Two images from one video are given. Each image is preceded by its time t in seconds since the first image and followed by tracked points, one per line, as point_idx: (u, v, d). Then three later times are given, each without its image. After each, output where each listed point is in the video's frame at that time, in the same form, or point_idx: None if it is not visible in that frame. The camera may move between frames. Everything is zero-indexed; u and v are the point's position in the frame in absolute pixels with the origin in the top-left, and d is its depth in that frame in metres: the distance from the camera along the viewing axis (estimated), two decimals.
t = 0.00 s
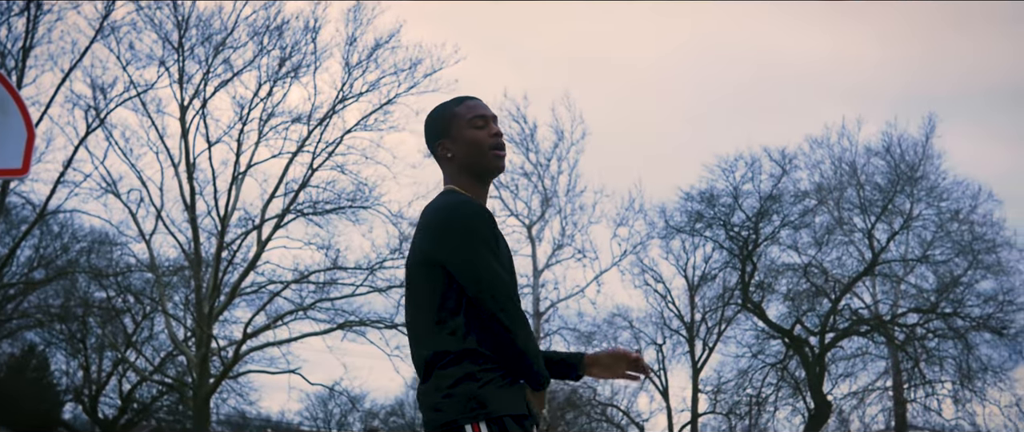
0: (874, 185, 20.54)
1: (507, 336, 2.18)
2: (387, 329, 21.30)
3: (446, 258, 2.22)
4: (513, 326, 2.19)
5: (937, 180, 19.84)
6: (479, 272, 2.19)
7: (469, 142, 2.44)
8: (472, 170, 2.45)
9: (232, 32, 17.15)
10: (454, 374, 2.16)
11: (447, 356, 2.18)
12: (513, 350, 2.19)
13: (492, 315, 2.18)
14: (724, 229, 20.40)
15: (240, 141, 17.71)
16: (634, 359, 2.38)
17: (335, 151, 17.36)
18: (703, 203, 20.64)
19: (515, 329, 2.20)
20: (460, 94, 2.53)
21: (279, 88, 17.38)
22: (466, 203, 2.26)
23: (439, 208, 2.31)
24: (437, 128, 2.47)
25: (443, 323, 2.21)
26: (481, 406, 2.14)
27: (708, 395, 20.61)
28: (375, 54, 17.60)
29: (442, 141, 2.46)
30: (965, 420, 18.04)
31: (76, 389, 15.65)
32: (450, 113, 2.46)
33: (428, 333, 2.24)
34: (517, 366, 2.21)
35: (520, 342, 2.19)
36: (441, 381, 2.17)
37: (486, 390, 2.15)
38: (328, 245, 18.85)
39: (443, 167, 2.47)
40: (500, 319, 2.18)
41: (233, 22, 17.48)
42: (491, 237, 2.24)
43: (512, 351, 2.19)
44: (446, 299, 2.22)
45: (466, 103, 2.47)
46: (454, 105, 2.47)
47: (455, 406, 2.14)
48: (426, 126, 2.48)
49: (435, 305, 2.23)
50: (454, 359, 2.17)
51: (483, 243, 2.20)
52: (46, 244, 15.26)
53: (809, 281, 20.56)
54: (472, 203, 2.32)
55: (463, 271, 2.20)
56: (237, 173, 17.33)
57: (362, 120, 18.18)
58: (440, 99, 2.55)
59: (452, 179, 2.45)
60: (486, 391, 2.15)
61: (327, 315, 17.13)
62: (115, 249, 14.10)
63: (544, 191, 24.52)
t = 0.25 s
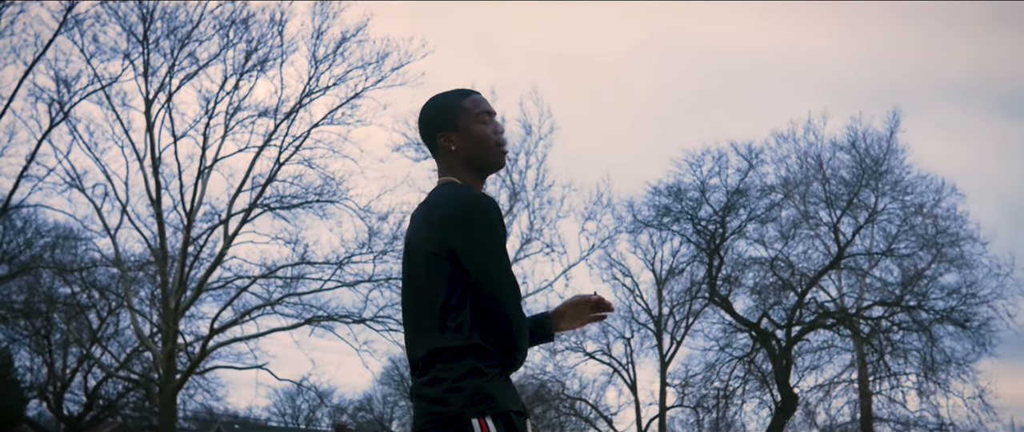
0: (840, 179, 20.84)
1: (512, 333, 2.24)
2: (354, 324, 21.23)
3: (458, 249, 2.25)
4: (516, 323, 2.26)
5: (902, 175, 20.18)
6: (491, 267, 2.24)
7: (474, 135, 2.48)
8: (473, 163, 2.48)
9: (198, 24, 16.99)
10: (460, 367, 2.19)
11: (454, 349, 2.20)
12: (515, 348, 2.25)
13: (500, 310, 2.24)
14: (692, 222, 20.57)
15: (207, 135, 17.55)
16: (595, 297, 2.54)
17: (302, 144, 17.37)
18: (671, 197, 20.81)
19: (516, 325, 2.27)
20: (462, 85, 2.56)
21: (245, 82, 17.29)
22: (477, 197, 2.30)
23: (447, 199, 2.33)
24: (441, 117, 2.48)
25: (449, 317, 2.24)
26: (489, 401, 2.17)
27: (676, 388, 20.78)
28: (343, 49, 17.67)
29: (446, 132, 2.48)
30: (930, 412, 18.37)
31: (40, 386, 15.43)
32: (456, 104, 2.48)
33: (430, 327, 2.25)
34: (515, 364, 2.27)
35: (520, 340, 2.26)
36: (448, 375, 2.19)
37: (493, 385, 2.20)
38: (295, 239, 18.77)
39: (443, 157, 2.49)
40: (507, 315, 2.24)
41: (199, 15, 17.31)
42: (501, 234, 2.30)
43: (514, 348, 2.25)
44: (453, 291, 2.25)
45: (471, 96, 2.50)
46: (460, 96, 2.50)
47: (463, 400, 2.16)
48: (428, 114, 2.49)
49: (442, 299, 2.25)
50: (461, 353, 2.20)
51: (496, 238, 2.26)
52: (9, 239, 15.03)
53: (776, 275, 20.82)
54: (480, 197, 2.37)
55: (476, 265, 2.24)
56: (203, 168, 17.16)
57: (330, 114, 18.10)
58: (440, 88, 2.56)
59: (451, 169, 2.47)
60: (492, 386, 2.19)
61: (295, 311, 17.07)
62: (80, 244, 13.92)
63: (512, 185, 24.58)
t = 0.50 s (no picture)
0: (806, 175, 21.12)
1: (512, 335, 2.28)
2: (322, 321, 21.16)
3: (466, 246, 2.26)
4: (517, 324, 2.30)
5: (867, 170, 20.51)
6: (496, 267, 2.27)
7: (478, 132, 2.49)
8: (477, 161, 2.50)
9: (163, 19, 16.82)
10: (463, 366, 2.21)
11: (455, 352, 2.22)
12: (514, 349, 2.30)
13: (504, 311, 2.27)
14: (660, 218, 20.76)
15: (172, 131, 17.40)
16: (557, 285, 2.59)
17: (269, 140, 17.94)
18: (639, 193, 21.01)
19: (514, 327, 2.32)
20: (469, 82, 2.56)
21: (213, 78, 17.87)
22: (483, 196, 2.32)
23: (453, 195, 2.34)
24: (447, 112, 2.48)
25: (451, 316, 2.25)
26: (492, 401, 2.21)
27: (645, 383, 20.97)
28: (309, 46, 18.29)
29: (453, 128, 2.48)
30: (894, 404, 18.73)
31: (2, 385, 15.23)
32: (463, 100, 2.48)
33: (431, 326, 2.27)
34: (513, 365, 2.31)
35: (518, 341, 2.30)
36: (449, 375, 2.21)
37: (493, 386, 2.23)
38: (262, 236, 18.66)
39: (447, 151, 2.49)
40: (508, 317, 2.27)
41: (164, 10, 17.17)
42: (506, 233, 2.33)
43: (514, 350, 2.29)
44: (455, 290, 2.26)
45: (478, 93, 2.51)
46: (468, 92, 2.50)
47: (464, 399, 2.19)
48: (434, 106, 2.48)
49: (446, 296, 2.27)
50: (463, 351, 2.22)
51: (500, 236, 2.28)
52: None
53: (743, 270, 21.07)
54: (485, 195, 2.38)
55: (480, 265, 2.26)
56: (169, 164, 17.02)
57: (297, 110, 18.23)
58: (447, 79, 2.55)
59: (455, 164, 2.47)
60: (494, 386, 2.22)
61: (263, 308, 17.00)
62: (44, 241, 13.75)
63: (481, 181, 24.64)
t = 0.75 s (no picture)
0: (769, 173, 21.40)
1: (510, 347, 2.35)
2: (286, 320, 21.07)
3: (473, 252, 2.35)
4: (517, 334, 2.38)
5: (829, 168, 20.84)
6: (501, 276, 2.35)
7: (482, 139, 2.61)
8: (477, 167, 2.61)
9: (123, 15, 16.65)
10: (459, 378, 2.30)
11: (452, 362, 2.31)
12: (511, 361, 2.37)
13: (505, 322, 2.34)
14: (624, 216, 20.91)
15: (133, 129, 17.22)
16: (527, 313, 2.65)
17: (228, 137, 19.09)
18: (603, 191, 21.16)
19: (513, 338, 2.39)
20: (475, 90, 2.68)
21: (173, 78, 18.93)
22: (492, 204, 2.42)
23: (462, 198, 2.44)
24: (456, 116, 2.58)
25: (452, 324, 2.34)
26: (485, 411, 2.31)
27: (610, 380, 21.13)
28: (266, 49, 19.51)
29: (461, 132, 2.58)
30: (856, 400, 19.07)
31: None
32: (472, 106, 2.59)
33: (429, 333, 2.36)
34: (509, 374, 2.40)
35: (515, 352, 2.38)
36: (445, 384, 2.30)
37: (488, 394, 2.32)
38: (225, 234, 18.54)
39: (451, 154, 2.58)
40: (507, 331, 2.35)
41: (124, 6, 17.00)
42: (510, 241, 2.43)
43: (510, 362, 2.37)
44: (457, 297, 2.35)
45: (486, 102, 2.63)
46: (476, 100, 2.61)
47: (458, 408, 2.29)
48: (440, 111, 2.57)
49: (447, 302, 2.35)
50: (461, 359, 2.31)
51: (505, 245, 2.38)
52: None
53: (706, 267, 21.33)
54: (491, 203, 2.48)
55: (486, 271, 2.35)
56: (130, 162, 16.85)
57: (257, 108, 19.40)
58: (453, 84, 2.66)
59: (457, 168, 2.57)
60: (488, 394, 2.31)
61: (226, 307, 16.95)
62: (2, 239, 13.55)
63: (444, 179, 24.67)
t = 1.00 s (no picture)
0: (733, 178, 21.73)
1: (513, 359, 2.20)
2: (251, 324, 20.95)
3: (478, 261, 2.19)
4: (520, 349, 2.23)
5: (792, 174, 21.19)
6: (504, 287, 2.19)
7: (485, 145, 2.43)
8: (478, 175, 2.44)
9: (84, 17, 16.49)
10: (458, 391, 2.14)
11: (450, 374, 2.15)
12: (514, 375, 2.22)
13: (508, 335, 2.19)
14: (589, 220, 21.07)
15: (95, 132, 17.05)
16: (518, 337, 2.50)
17: (196, 140, 18.15)
18: (568, 196, 21.33)
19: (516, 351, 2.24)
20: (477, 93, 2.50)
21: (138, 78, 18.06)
22: (497, 212, 2.26)
23: (465, 206, 2.26)
24: (459, 118, 2.39)
25: (450, 334, 2.18)
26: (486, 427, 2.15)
27: (575, 384, 21.31)
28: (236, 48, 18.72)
29: (465, 138, 2.40)
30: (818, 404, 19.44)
31: None
32: (476, 109, 2.41)
33: (426, 344, 2.19)
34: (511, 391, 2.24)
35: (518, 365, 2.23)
36: (442, 398, 2.14)
37: (488, 411, 2.16)
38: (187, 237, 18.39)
39: (451, 158, 2.40)
40: (509, 344, 2.20)
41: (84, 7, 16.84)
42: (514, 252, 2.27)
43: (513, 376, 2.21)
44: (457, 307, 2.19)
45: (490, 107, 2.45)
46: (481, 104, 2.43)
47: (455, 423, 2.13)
48: (441, 110, 2.38)
49: (447, 311, 2.19)
50: (460, 371, 2.15)
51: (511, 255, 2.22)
52: None
53: (671, 272, 21.55)
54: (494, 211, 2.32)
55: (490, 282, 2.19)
56: (92, 165, 16.69)
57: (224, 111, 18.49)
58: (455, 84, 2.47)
59: (456, 174, 2.39)
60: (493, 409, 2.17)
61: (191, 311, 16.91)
62: None
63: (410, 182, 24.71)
